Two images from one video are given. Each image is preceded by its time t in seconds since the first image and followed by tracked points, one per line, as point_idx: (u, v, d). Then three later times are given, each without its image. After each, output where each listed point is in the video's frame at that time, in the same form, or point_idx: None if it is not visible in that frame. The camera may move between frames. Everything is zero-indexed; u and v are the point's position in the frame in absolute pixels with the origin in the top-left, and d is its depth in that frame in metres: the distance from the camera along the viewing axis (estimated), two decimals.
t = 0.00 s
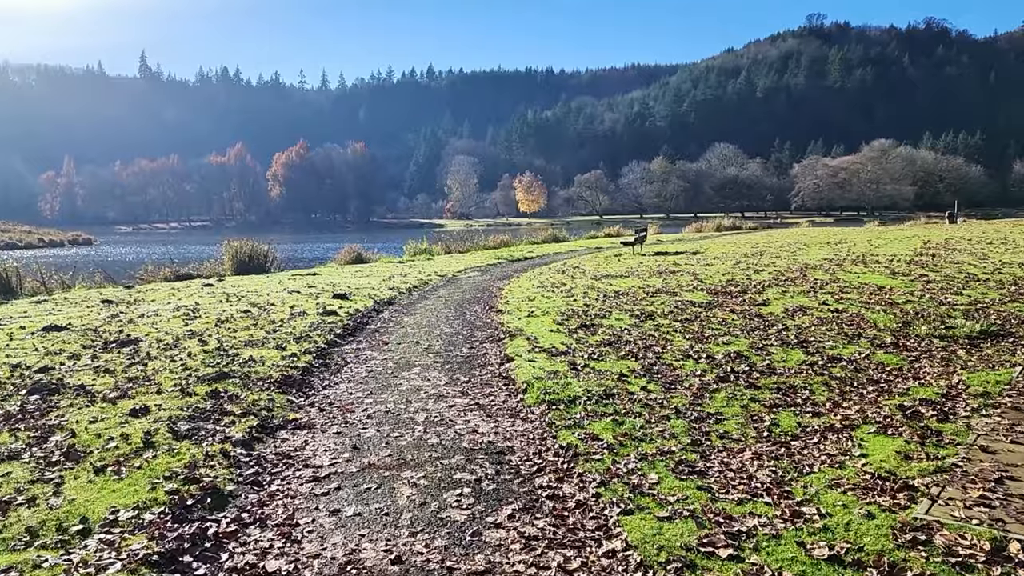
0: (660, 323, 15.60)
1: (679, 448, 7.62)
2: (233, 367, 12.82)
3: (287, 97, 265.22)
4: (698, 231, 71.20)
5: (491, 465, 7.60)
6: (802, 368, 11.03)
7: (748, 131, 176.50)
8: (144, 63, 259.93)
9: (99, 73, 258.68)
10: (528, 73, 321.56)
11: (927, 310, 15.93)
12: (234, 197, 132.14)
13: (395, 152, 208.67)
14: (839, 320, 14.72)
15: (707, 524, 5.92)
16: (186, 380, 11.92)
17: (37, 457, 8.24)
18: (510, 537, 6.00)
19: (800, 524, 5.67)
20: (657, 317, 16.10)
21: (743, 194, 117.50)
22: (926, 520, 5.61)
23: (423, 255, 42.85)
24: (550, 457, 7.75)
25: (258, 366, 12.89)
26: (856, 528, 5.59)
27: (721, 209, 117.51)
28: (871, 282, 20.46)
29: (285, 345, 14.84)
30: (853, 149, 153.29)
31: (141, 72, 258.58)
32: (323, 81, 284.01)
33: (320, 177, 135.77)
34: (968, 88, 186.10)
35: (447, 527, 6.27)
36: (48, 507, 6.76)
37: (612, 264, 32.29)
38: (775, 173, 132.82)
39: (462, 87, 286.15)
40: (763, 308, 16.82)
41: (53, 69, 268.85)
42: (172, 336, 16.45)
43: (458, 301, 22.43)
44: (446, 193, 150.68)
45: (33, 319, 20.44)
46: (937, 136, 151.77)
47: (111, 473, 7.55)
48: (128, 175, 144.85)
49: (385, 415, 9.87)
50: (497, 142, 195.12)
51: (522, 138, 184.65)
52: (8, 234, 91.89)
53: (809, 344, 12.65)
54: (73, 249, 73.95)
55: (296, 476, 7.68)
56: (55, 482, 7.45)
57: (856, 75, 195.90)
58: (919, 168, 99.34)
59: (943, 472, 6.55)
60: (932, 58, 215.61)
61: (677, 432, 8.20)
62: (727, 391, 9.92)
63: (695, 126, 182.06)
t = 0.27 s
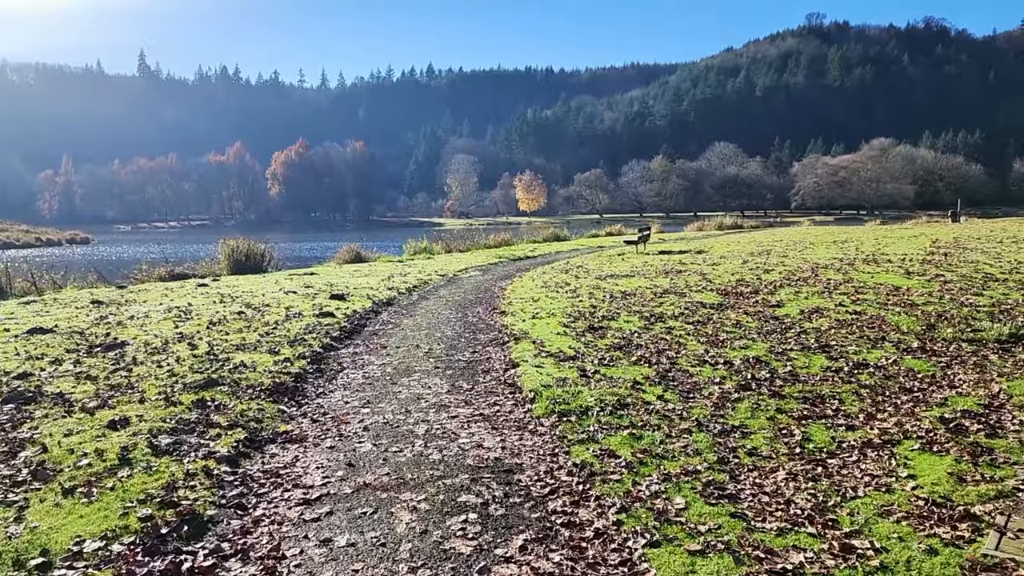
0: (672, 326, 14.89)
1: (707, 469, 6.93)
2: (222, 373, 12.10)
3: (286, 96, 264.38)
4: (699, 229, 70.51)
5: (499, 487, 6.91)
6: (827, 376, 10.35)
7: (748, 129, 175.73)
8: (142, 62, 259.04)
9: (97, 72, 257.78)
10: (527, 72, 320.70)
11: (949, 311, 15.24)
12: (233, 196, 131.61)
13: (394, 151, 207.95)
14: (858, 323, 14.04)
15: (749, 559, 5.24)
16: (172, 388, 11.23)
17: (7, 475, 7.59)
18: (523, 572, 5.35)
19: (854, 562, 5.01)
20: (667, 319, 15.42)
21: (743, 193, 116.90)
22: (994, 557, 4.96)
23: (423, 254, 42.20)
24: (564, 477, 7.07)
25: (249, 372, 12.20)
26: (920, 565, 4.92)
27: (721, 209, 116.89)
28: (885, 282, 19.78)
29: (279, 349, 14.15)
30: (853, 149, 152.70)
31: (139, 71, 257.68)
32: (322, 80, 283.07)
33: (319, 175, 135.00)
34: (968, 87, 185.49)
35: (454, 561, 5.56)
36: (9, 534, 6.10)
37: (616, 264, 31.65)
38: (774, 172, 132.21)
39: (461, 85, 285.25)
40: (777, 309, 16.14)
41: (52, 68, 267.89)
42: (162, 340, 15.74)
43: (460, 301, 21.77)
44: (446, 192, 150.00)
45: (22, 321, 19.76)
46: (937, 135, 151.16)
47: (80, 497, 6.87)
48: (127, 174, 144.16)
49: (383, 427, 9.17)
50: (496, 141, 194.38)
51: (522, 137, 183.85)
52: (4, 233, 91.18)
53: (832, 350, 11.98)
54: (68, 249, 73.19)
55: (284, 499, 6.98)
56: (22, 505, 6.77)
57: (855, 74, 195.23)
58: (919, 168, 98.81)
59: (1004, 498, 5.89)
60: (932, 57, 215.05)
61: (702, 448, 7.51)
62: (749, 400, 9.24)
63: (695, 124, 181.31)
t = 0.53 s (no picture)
0: (682, 332, 14.31)
1: (737, 493, 6.40)
2: (213, 384, 11.52)
3: (285, 96, 263.75)
4: (700, 229, 69.96)
5: (509, 516, 6.33)
6: (851, 387, 9.77)
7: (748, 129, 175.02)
8: (141, 62, 258.36)
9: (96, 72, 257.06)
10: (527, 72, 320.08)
11: (969, 316, 14.66)
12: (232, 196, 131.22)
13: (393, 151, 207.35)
14: (878, 329, 13.44)
15: None
16: (160, 399, 10.65)
17: None
18: None
19: None
20: (678, 325, 14.83)
21: (743, 192, 116.37)
22: None
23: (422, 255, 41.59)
24: (579, 505, 6.50)
25: (243, 382, 11.64)
26: None
27: (721, 209, 116.33)
28: (900, 285, 19.19)
29: (274, 356, 13.59)
30: (852, 149, 152.16)
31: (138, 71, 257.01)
32: (321, 80, 282.39)
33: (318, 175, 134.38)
34: (968, 87, 185.01)
35: None
36: None
37: (619, 265, 31.06)
38: (774, 171, 131.73)
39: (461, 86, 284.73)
40: (791, 314, 15.58)
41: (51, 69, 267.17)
42: (152, 346, 15.16)
43: (461, 304, 21.18)
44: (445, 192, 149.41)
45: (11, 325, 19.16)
46: (936, 135, 150.70)
47: (55, 525, 6.31)
48: (126, 173, 143.56)
49: (381, 444, 8.60)
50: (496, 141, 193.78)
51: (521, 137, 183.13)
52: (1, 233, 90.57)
53: (854, 358, 11.41)
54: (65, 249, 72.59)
55: (275, 527, 6.42)
56: None
57: (855, 74, 194.45)
58: (919, 168, 98.42)
59: None
60: (931, 58, 214.58)
61: (727, 471, 6.94)
62: (772, 415, 8.70)
63: (694, 124, 180.69)
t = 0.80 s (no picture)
0: (695, 336, 13.66)
1: (774, 519, 5.79)
2: (203, 391, 10.90)
3: (285, 95, 262.98)
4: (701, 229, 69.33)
5: (520, 543, 5.72)
6: (882, 397, 9.15)
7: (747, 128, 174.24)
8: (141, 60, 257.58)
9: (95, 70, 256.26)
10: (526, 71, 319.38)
11: (993, 319, 14.03)
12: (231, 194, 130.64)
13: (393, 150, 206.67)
14: (900, 333, 12.81)
15: None
16: (145, 408, 10.03)
17: None
18: None
19: None
20: (691, 328, 14.22)
21: (743, 192, 115.74)
22: None
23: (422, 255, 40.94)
24: (598, 531, 5.89)
25: (234, 389, 11.03)
26: None
27: (721, 208, 115.61)
28: (916, 286, 18.57)
29: (267, 361, 12.97)
30: (853, 148, 151.58)
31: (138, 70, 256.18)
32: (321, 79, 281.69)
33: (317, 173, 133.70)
34: (967, 87, 184.49)
35: None
36: None
37: (623, 265, 30.39)
38: (774, 171, 131.06)
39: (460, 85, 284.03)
40: (807, 317, 14.97)
41: (50, 67, 266.51)
42: (141, 349, 14.54)
43: (463, 305, 20.54)
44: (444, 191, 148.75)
45: None
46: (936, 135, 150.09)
47: (18, 556, 5.70)
48: (124, 172, 142.91)
49: (380, 458, 7.99)
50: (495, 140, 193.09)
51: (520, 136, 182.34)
52: None
53: (881, 364, 10.80)
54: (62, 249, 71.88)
55: (263, 556, 5.80)
56: None
57: (854, 73, 193.80)
58: (919, 167, 97.82)
59: None
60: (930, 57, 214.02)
61: (759, 492, 6.32)
62: (801, 427, 8.10)
63: (694, 124, 179.96)
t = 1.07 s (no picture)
0: (707, 343, 13.09)
1: (818, 562, 5.19)
2: (191, 405, 10.28)
3: (284, 94, 262.14)
4: (703, 229, 68.78)
5: None
6: (919, 416, 8.53)
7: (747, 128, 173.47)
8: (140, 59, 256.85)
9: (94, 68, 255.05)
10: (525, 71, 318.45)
11: (1019, 327, 13.45)
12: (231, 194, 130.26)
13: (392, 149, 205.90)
14: (925, 343, 12.20)
15: None
16: (127, 424, 9.39)
17: None
18: None
19: None
20: (703, 336, 13.58)
21: (742, 193, 115.14)
22: None
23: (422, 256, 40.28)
24: (622, 573, 5.29)
25: (223, 403, 10.38)
26: None
27: (720, 208, 115.07)
28: (933, 290, 17.96)
29: (259, 370, 12.34)
30: (852, 149, 151.10)
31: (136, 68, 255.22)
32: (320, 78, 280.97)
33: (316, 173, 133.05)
34: (967, 88, 183.96)
35: None
36: None
37: (628, 268, 29.78)
38: (773, 171, 130.41)
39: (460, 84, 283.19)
40: (825, 323, 14.32)
41: (48, 65, 265.43)
42: (128, 357, 13.90)
43: (463, 309, 19.86)
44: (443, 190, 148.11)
45: None
46: (935, 135, 149.66)
47: None
48: (123, 170, 142.27)
49: (377, 483, 7.35)
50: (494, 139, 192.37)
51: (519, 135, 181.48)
52: None
53: (909, 378, 10.14)
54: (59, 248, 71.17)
55: None
56: None
57: (854, 74, 193.27)
58: (919, 168, 97.11)
59: None
60: (930, 58, 213.27)
61: (798, 531, 5.69)
62: (835, 451, 7.46)
63: (693, 123, 179.30)
